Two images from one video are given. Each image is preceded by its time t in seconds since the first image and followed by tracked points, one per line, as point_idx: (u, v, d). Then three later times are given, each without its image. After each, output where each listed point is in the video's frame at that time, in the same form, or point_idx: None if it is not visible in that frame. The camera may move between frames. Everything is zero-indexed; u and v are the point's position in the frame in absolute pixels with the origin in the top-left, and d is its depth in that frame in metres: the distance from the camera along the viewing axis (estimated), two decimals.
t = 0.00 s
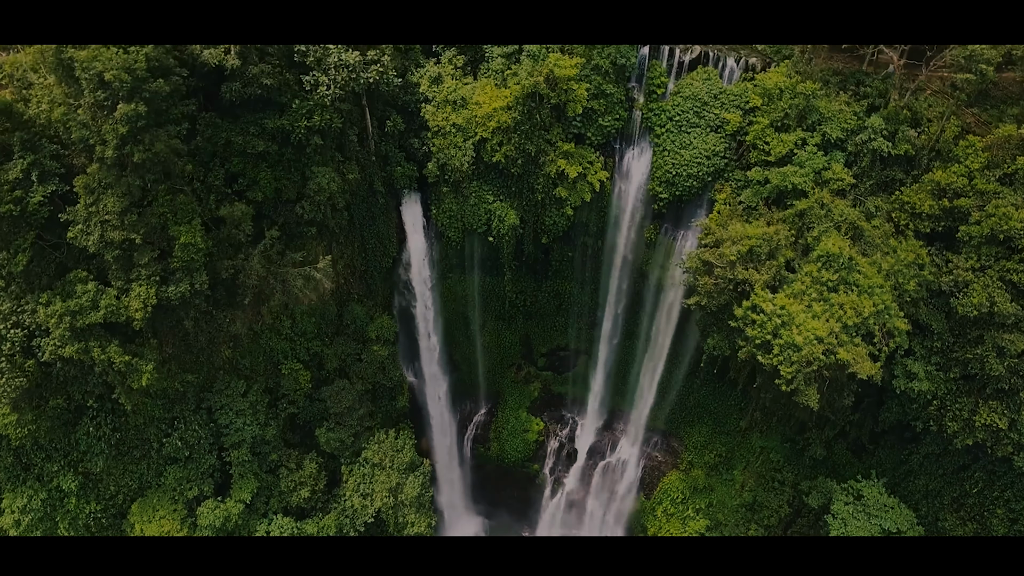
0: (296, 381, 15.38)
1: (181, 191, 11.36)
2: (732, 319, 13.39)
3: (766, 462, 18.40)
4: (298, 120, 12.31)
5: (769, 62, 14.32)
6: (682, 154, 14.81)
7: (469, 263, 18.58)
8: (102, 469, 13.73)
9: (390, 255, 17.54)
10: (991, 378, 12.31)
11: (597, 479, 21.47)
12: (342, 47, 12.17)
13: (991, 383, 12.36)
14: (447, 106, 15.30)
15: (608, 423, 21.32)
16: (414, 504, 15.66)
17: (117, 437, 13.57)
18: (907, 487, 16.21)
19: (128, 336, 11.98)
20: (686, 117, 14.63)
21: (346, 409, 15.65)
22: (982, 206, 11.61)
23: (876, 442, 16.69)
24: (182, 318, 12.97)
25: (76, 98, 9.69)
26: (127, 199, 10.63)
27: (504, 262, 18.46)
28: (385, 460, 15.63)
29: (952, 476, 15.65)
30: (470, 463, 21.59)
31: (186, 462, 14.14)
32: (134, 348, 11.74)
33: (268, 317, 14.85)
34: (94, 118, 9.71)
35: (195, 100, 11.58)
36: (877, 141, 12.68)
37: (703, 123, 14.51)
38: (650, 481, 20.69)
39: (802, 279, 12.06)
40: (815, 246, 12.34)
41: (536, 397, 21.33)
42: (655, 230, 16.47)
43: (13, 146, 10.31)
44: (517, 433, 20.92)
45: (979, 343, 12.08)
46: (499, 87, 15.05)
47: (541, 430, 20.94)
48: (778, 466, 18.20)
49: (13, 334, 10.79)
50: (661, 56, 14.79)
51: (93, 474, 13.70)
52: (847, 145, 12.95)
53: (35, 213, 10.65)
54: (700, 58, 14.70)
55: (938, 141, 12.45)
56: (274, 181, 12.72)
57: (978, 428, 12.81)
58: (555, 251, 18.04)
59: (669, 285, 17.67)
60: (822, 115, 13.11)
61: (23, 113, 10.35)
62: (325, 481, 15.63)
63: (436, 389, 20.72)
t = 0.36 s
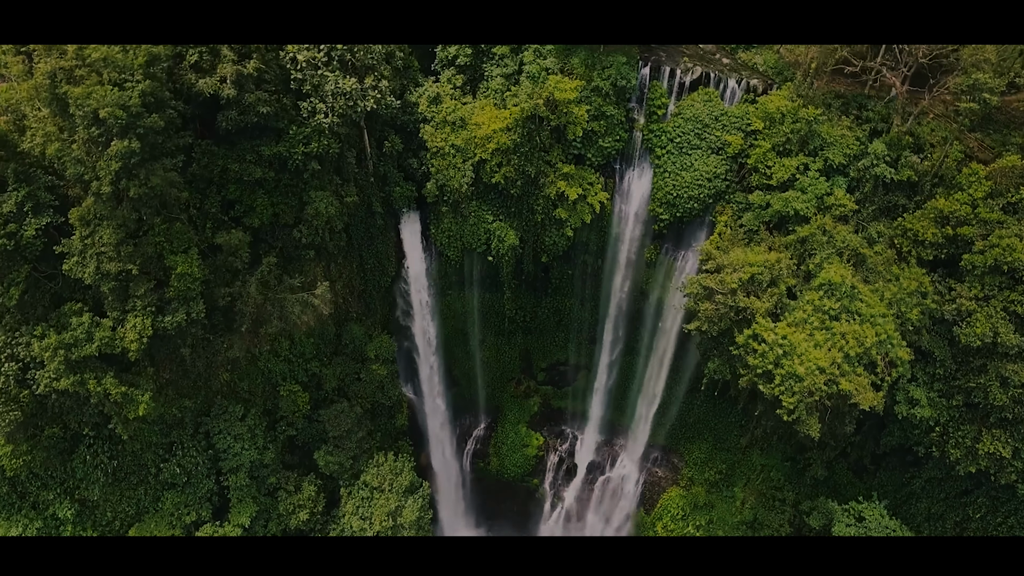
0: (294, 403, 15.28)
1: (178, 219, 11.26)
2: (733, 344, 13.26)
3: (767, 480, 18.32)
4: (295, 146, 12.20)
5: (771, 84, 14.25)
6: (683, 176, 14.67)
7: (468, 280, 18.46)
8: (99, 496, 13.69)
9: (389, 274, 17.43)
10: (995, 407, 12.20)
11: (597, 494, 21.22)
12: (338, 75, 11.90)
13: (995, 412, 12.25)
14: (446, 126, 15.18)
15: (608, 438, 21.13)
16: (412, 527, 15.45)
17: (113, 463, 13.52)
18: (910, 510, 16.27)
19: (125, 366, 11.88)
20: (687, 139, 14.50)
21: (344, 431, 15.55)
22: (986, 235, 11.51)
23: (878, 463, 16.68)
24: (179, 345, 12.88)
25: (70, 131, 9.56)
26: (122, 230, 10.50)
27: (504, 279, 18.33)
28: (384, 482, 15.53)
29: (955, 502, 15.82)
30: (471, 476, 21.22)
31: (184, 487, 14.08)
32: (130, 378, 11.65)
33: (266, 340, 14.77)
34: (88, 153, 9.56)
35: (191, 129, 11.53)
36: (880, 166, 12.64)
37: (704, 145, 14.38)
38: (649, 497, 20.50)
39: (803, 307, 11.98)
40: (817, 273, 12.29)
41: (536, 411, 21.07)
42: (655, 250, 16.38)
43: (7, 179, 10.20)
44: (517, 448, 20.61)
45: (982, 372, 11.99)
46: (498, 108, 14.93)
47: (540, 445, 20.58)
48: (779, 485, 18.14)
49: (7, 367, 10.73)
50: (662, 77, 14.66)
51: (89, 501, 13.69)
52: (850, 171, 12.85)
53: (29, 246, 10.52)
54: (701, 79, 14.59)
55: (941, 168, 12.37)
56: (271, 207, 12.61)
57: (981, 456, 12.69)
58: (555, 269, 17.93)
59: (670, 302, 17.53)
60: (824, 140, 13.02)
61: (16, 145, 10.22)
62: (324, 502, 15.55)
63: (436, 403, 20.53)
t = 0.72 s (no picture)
0: (293, 427, 15.17)
1: (175, 251, 11.15)
2: (736, 373, 13.12)
3: (769, 501, 18.22)
4: (294, 174, 12.10)
5: (774, 107, 14.08)
6: (685, 200, 14.52)
7: (468, 299, 18.27)
8: (96, 525, 13.62)
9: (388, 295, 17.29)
10: (1001, 439, 12.07)
11: (598, 510, 20.89)
12: (336, 105, 11.74)
13: (1001, 444, 12.12)
14: (446, 148, 15.04)
15: (608, 454, 20.83)
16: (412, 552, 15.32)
17: (111, 492, 13.44)
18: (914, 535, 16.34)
19: (122, 397, 11.76)
20: (689, 163, 14.36)
21: (343, 455, 15.44)
22: (992, 267, 11.44)
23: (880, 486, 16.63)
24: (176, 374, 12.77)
25: (64, 168, 9.43)
26: (119, 265, 10.36)
27: (504, 298, 18.13)
28: (384, 506, 15.44)
29: (959, 527, 16.02)
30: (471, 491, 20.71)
31: (182, 514, 13.99)
32: (127, 410, 11.56)
33: (265, 364, 14.67)
34: (84, 192, 9.40)
35: (188, 159, 11.40)
36: (883, 195, 12.50)
37: (707, 169, 14.24)
38: (650, 513, 20.26)
39: (806, 338, 11.88)
40: (820, 303, 12.21)
41: (536, 427, 20.70)
42: (656, 272, 16.29)
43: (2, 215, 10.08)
44: (517, 465, 20.29)
45: (988, 405, 11.88)
46: (499, 130, 14.77)
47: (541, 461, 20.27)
48: (781, 506, 18.02)
49: (2, 403, 10.63)
50: (663, 99, 14.55)
51: (86, 530, 13.62)
52: (853, 200, 12.73)
53: (24, 281, 10.44)
54: (703, 102, 14.47)
55: (946, 197, 12.19)
56: (269, 235, 12.46)
57: (987, 487, 12.54)
58: (555, 287, 17.77)
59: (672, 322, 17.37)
60: (827, 168, 12.91)
61: (10, 181, 10.12)
62: (324, 527, 15.46)
63: (435, 419, 20.29)
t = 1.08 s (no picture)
0: (293, 449, 15.09)
1: (173, 280, 11.04)
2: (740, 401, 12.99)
3: (771, 521, 18.13)
4: (294, 202, 11.97)
5: (778, 130, 13.90)
6: (689, 223, 14.36)
7: (469, 317, 18.05)
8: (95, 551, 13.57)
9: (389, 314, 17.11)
10: (1008, 470, 11.94)
11: (598, 525, 20.64)
12: (337, 134, 11.58)
13: (1009, 475, 11.98)
14: (447, 170, 14.84)
15: (610, 469, 20.54)
16: None
17: (110, 519, 13.39)
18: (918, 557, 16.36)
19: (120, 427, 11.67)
20: (693, 186, 14.21)
21: (343, 478, 15.35)
22: (1000, 298, 11.33)
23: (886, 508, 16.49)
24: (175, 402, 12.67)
25: (60, 204, 9.34)
26: (117, 298, 10.23)
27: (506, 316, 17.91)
28: (384, 529, 15.36)
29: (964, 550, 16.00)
30: (471, 506, 20.44)
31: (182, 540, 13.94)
32: (125, 441, 11.53)
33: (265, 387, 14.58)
34: (81, 229, 9.30)
35: (187, 188, 11.27)
36: (889, 224, 12.42)
37: (710, 192, 14.09)
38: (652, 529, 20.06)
39: (811, 368, 11.77)
40: (825, 332, 12.09)
41: (538, 441, 20.29)
42: (660, 294, 16.22)
43: None
44: (518, 480, 19.89)
45: (996, 436, 11.76)
46: (500, 151, 14.59)
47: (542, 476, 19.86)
48: (784, 526, 17.92)
49: None
50: (667, 121, 14.41)
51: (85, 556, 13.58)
52: (859, 227, 12.67)
53: (20, 315, 10.32)
54: (707, 123, 14.31)
55: (952, 225, 12.11)
56: (268, 262, 12.33)
57: (994, 517, 12.40)
58: (558, 305, 17.52)
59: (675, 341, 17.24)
60: (832, 195, 12.81)
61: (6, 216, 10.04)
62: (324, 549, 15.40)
63: (435, 434, 19.97)
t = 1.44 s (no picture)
0: (294, 476, 15.01)
1: (171, 317, 10.96)
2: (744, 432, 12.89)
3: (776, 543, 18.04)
4: (292, 235, 11.81)
5: (783, 156, 13.73)
6: (692, 249, 14.15)
7: (470, 336, 17.81)
8: None
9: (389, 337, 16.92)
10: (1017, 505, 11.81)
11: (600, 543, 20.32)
12: (336, 168, 11.37)
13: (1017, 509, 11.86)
14: (447, 195, 14.61)
15: (612, 486, 20.18)
16: None
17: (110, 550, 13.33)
18: None
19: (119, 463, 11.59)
20: (696, 212, 14.03)
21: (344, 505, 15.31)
22: (1010, 333, 11.25)
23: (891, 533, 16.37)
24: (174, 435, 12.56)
25: (55, 247, 9.33)
26: (113, 338, 10.11)
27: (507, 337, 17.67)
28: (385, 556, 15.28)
29: None
30: (471, 525, 20.17)
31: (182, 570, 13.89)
32: (122, 478, 11.48)
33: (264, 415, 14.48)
34: (78, 273, 9.29)
35: (185, 223, 11.14)
36: (895, 255, 12.26)
37: (714, 219, 13.89)
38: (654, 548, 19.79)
39: (817, 403, 11.66)
40: (831, 365, 11.96)
41: (539, 459, 19.99)
42: (661, 318, 16.10)
43: None
44: (520, 498, 19.46)
45: (1004, 472, 11.68)
46: (501, 176, 14.41)
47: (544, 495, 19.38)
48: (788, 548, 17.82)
49: None
50: (670, 147, 14.27)
51: None
52: (865, 258, 12.51)
53: (16, 356, 10.19)
54: (710, 149, 14.13)
55: (959, 257, 11.92)
56: (267, 294, 12.16)
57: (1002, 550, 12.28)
58: (560, 326, 17.31)
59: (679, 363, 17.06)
60: (838, 226, 12.69)
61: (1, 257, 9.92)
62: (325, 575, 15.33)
63: (435, 454, 19.63)
